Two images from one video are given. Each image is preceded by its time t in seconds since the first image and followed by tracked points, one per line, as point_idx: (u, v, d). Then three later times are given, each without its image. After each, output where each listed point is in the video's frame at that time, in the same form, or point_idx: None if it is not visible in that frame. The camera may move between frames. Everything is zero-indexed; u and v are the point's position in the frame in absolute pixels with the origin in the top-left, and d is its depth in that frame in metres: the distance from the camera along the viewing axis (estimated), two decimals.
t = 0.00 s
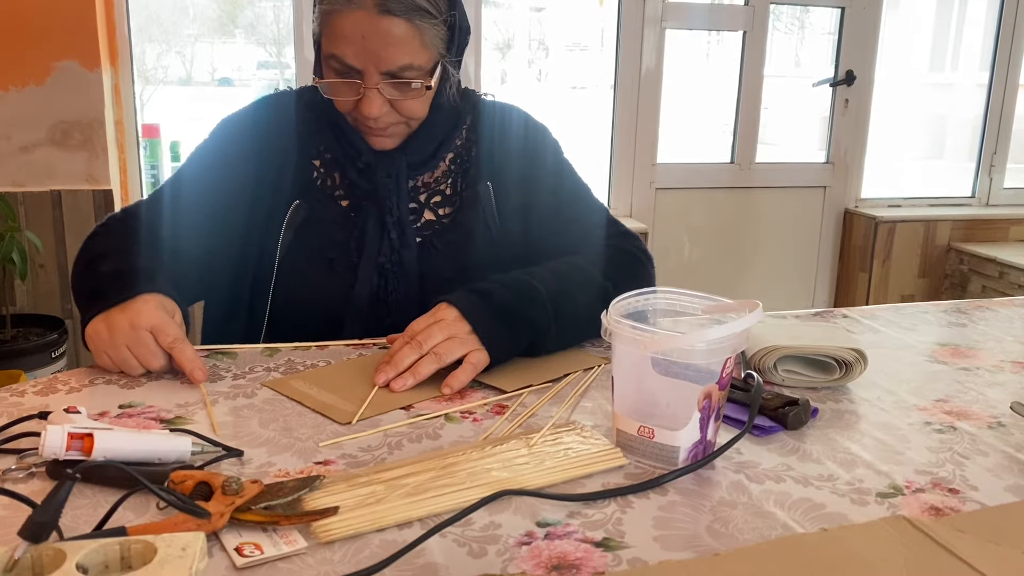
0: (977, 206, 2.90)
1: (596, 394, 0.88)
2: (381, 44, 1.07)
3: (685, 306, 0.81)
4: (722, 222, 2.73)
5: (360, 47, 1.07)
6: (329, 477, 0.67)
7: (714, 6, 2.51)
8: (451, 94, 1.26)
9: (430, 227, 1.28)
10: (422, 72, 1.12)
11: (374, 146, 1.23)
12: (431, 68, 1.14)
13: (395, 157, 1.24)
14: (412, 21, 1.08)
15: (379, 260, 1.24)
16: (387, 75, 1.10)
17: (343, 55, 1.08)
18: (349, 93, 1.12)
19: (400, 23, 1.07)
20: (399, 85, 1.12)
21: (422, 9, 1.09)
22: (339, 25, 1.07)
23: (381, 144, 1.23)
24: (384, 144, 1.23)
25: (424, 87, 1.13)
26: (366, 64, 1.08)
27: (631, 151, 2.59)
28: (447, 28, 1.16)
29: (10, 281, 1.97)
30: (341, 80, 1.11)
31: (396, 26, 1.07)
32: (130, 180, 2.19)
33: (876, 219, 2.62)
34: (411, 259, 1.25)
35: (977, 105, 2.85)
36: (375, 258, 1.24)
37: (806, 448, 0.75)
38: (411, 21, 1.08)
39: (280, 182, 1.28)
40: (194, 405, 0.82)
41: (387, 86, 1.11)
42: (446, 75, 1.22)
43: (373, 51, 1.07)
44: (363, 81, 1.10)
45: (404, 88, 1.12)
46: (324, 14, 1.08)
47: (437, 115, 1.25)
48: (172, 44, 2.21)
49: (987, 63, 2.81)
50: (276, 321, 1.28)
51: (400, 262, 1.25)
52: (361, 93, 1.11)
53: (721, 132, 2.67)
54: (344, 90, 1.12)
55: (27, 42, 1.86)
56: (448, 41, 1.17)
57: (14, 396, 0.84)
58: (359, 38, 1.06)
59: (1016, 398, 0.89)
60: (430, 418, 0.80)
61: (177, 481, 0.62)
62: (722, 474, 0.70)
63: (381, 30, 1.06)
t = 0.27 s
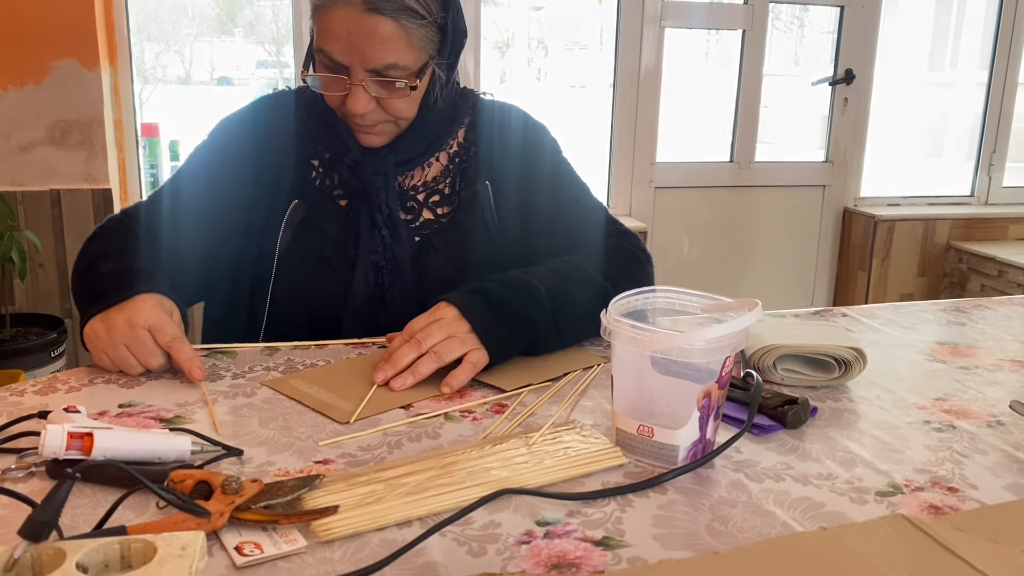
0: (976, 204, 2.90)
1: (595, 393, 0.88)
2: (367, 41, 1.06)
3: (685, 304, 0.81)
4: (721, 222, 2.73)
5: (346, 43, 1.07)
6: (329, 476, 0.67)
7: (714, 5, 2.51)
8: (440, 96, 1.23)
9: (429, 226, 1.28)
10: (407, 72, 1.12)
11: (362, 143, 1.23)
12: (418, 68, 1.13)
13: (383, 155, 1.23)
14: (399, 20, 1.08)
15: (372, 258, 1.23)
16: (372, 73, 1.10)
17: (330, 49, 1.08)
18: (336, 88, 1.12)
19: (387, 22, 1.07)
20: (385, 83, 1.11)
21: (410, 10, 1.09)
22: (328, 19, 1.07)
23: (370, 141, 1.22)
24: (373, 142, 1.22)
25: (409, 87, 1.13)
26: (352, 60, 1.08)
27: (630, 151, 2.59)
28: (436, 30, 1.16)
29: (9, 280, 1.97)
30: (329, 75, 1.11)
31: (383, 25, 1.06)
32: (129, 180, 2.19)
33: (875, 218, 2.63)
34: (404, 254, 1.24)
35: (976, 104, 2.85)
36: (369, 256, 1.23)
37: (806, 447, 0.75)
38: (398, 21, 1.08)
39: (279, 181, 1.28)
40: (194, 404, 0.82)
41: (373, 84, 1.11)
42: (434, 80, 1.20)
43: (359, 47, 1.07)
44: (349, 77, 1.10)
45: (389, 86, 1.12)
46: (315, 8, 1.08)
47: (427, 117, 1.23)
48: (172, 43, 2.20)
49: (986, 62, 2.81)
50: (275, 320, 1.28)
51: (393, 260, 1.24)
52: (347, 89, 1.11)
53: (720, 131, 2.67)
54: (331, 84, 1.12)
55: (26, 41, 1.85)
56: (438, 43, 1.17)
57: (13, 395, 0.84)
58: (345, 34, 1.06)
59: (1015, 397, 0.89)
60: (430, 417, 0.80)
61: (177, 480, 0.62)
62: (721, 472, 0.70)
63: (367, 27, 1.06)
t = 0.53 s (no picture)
0: (976, 204, 2.90)
1: (595, 392, 0.88)
2: (369, 37, 1.07)
3: (684, 304, 0.81)
4: (720, 221, 2.73)
5: (349, 40, 1.07)
6: (329, 476, 0.67)
7: (713, 5, 2.51)
8: (442, 91, 1.24)
9: (429, 226, 1.28)
10: (411, 67, 1.12)
11: (365, 142, 1.23)
12: (420, 63, 1.14)
13: (387, 154, 1.23)
14: (401, 15, 1.08)
15: (373, 258, 1.23)
16: (375, 69, 1.10)
17: (332, 47, 1.08)
18: (339, 87, 1.12)
19: (389, 18, 1.07)
20: (389, 79, 1.11)
21: (412, 5, 1.09)
22: (330, 17, 1.07)
23: (372, 139, 1.23)
24: (376, 141, 1.23)
25: (413, 82, 1.13)
26: (355, 57, 1.08)
27: (630, 150, 2.59)
28: (438, 25, 1.16)
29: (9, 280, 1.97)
30: (332, 74, 1.11)
31: (385, 20, 1.07)
32: (129, 180, 2.19)
33: (874, 218, 2.63)
34: (405, 254, 1.25)
35: (976, 103, 2.85)
36: (370, 256, 1.23)
37: (805, 446, 0.75)
38: (400, 16, 1.08)
39: (279, 182, 1.28)
40: (193, 404, 0.82)
41: (376, 80, 1.11)
42: (436, 75, 1.21)
43: (361, 43, 1.07)
44: (352, 75, 1.10)
45: (393, 83, 1.12)
46: (316, 8, 1.09)
47: (429, 113, 1.23)
48: (171, 43, 2.20)
49: (985, 62, 2.81)
50: (276, 321, 1.28)
51: (394, 260, 1.24)
52: (350, 87, 1.11)
53: (719, 131, 2.68)
54: (334, 83, 1.12)
55: (26, 41, 1.85)
56: (439, 38, 1.17)
57: (13, 395, 0.84)
58: (347, 31, 1.06)
59: (1013, 396, 0.89)
60: (429, 416, 0.80)
61: (177, 479, 0.62)
62: (720, 472, 0.70)
63: (369, 23, 1.06)
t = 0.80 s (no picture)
0: (975, 204, 2.90)
1: (595, 392, 0.88)
2: (375, 34, 1.07)
3: (683, 304, 0.81)
4: (720, 222, 2.73)
5: (355, 37, 1.07)
6: (328, 476, 0.67)
7: (712, 5, 2.52)
8: (447, 86, 1.24)
9: (429, 227, 1.28)
10: (417, 62, 1.13)
11: (371, 141, 1.23)
12: (426, 58, 1.14)
13: (393, 152, 1.23)
14: (407, 10, 1.08)
15: (377, 257, 1.24)
16: (382, 65, 1.11)
17: (338, 45, 1.09)
18: (345, 85, 1.13)
19: (395, 14, 1.07)
20: (395, 75, 1.12)
21: None
22: (335, 15, 1.07)
23: (378, 138, 1.23)
24: (380, 139, 1.23)
25: (420, 77, 1.14)
26: (361, 54, 1.09)
27: (630, 150, 2.59)
28: (441, 19, 1.16)
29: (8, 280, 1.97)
30: (337, 72, 1.12)
31: (391, 16, 1.07)
32: (128, 180, 2.19)
33: (874, 218, 2.63)
34: (407, 255, 1.25)
35: (975, 103, 2.85)
36: (372, 255, 1.23)
37: (804, 446, 0.75)
38: (406, 11, 1.08)
39: (278, 182, 1.28)
40: (193, 404, 0.82)
41: (383, 77, 1.11)
42: (441, 69, 1.21)
43: (368, 40, 1.07)
44: (359, 72, 1.11)
45: (400, 78, 1.13)
46: (320, 6, 1.09)
47: (433, 108, 1.23)
48: (171, 43, 2.20)
49: (985, 62, 2.81)
50: (275, 322, 1.28)
51: (396, 260, 1.25)
52: (357, 85, 1.12)
53: (719, 131, 2.68)
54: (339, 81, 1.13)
55: (25, 40, 1.85)
56: (442, 32, 1.17)
57: (13, 396, 0.84)
58: (354, 28, 1.07)
59: (1013, 396, 0.89)
60: (429, 417, 0.80)
61: (176, 480, 0.62)
62: (721, 472, 0.70)
63: (375, 20, 1.06)
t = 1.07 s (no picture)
0: (975, 205, 2.90)
1: (595, 393, 0.88)
2: (372, 25, 1.07)
3: (684, 305, 0.81)
4: (720, 222, 2.73)
5: (353, 28, 1.08)
6: (328, 477, 0.67)
7: (712, 5, 2.52)
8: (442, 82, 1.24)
9: (426, 223, 1.28)
10: (414, 54, 1.13)
11: (369, 137, 1.23)
12: (423, 50, 1.15)
13: (392, 148, 1.23)
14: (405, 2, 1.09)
15: (373, 250, 1.22)
16: (379, 57, 1.11)
17: (336, 37, 1.09)
18: (343, 77, 1.13)
19: (393, 6, 1.08)
20: (393, 68, 1.12)
21: None
22: (332, 7, 1.08)
23: (377, 134, 1.23)
24: (379, 135, 1.23)
25: (417, 69, 1.14)
26: (359, 46, 1.09)
27: (630, 151, 2.59)
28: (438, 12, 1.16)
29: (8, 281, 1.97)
30: (335, 64, 1.12)
31: (389, 8, 1.07)
32: (128, 180, 2.18)
33: (874, 218, 2.63)
34: (404, 249, 1.24)
35: (975, 104, 2.85)
36: (369, 248, 1.22)
37: (805, 447, 0.75)
38: (404, 3, 1.09)
39: (276, 179, 1.28)
40: (193, 405, 0.82)
41: (380, 69, 1.12)
42: (438, 63, 1.20)
43: (366, 32, 1.08)
44: (356, 64, 1.11)
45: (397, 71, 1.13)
46: None
47: (429, 103, 1.23)
48: (170, 43, 2.20)
49: (985, 62, 2.81)
50: (273, 318, 1.27)
51: (393, 254, 1.23)
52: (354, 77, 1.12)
53: (719, 131, 2.67)
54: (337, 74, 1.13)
55: (24, 40, 1.85)
56: (439, 25, 1.17)
57: (12, 396, 0.84)
58: (351, 20, 1.07)
59: (1014, 397, 0.89)
60: (429, 418, 0.80)
61: (176, 481, 0.62)
62: (721, 473, 0.70)
63: (373, 11, 1.07)
